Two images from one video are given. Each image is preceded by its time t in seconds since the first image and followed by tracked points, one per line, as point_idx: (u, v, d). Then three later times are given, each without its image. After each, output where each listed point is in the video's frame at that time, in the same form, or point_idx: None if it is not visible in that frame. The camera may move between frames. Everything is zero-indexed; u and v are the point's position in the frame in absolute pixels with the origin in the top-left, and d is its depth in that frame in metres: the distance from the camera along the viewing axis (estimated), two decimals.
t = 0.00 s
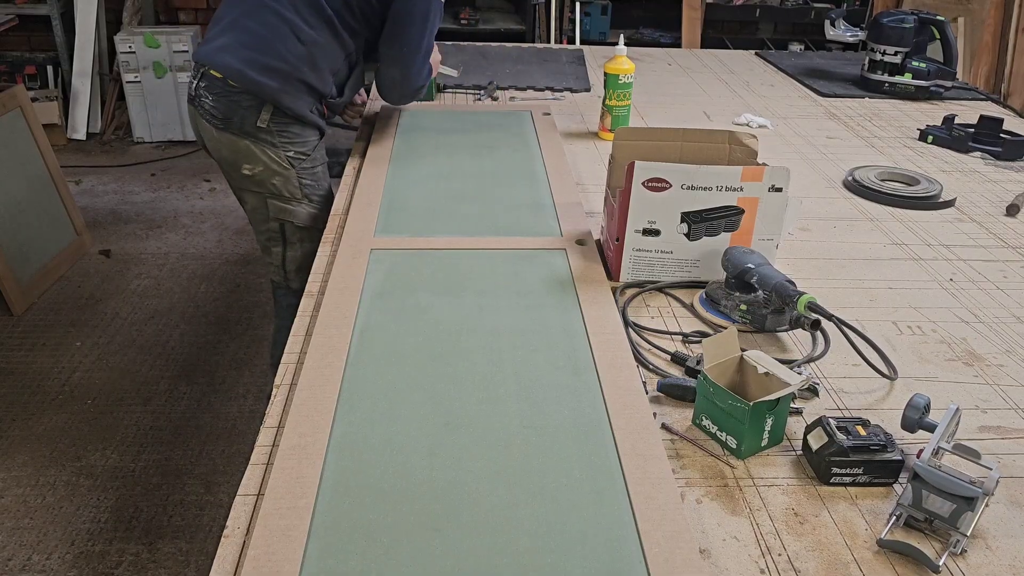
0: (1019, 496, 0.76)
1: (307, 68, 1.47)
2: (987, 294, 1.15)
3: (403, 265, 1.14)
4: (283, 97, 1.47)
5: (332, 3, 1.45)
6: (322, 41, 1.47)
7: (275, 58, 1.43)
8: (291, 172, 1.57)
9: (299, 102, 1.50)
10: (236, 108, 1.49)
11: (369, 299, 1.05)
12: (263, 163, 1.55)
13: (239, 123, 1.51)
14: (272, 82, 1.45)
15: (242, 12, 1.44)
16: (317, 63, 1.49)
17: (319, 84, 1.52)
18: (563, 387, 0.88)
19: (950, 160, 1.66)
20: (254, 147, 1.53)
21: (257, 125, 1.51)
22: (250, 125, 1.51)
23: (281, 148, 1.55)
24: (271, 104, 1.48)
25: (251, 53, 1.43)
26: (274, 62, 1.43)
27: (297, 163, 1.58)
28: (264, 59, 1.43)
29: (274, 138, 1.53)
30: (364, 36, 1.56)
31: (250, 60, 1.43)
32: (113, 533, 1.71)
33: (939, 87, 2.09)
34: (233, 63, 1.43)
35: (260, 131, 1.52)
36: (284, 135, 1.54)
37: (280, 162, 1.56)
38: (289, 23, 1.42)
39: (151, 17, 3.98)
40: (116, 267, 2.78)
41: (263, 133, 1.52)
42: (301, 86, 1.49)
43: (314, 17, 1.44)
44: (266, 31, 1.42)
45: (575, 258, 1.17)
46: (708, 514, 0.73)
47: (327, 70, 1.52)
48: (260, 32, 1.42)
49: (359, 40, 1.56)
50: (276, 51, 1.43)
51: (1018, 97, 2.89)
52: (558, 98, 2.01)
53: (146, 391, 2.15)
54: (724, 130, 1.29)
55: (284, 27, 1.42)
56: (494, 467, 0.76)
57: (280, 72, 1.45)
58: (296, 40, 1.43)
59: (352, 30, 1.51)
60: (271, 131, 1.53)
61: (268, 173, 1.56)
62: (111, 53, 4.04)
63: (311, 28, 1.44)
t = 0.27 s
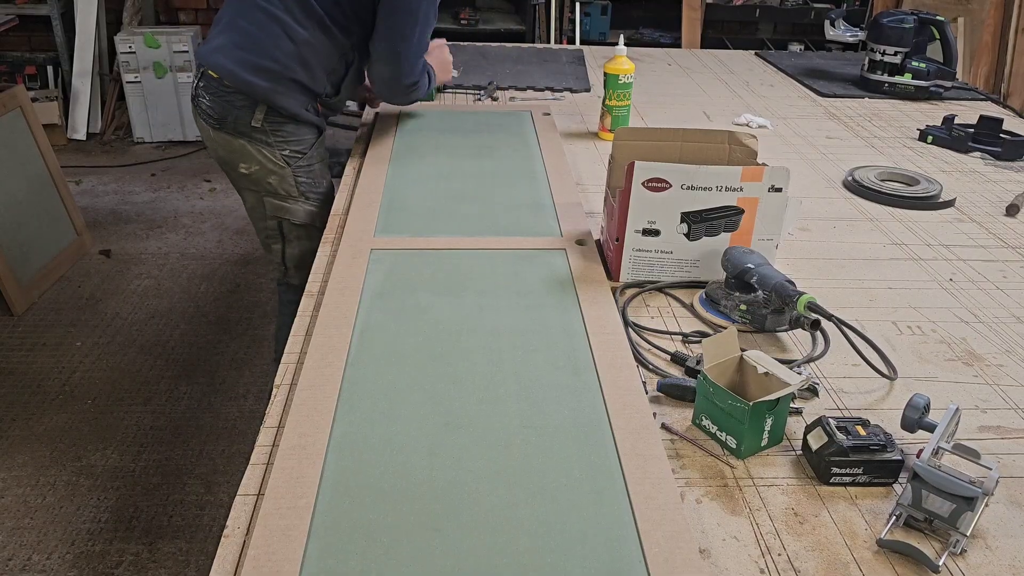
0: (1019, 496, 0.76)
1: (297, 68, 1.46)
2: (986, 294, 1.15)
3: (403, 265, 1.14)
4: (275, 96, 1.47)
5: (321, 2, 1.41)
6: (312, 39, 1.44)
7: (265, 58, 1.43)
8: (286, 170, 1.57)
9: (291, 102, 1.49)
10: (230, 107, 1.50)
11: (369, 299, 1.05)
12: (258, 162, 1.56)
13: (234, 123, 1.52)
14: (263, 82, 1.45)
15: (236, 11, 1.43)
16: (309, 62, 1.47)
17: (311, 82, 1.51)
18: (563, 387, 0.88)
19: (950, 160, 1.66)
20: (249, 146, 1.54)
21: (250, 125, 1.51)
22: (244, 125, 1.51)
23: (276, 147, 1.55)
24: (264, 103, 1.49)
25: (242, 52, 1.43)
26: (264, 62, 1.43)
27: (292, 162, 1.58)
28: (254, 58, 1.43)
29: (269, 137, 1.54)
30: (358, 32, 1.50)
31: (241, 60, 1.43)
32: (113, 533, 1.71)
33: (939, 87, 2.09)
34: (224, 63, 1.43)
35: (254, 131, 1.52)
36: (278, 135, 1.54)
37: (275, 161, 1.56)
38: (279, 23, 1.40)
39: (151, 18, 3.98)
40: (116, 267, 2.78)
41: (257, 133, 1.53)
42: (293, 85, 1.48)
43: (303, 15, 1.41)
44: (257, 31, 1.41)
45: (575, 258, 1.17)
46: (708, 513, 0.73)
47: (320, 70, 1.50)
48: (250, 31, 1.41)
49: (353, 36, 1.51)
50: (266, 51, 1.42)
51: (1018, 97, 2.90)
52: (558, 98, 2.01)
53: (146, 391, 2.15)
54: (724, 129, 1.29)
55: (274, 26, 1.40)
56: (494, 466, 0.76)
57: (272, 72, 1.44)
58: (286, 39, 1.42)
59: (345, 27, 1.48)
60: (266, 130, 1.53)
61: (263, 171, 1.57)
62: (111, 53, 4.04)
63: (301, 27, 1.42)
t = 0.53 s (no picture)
0: (1019, 496, 0.76)
1: (285, 64, 1.44)
2: (987, 294, 1.15)
3: (403, 265, 1.14)
4: (264, 92, 1.47)
5: None
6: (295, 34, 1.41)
7: (252, 56, 1.43)
8: (287, 167, 1.57)
9: (280, 98, 1.49)
10: (227, 107, 1.51)
11: (369, 299, 1.05)
12: (258, 160, 1.56)
13: (231, 122, 1.52)
14: (252, 79, 1.45)
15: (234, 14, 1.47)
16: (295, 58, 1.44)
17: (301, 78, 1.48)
18: (563, 387, 0.88)
19: (950, 160, 1.66)
20: (248, 145, 1.54)
21: (247, 123, 1.51)
22: (240, 123, 1.51)
23: (274, 143, 1.54)
24: (257, 101, 1.49)
25: (234, 51, 1.45)
26: (252, 59, 1.44)
27: (292, 158, 1.57)
28: (243, 56, 1.44)
29: (266, 134, 1.53)
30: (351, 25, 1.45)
31: (233, 59, 1.46)
32: (113, 533, 1.71)
33: (939, 87, 2.09)
34: (221, 63, 1.48)
35: (252, 129, 1.52)
36: (276, 131, 1.53)
37: (274, 158, 1.56)
38: (263, 19, 1.40)
39: (151, 18, 3.98)
40: (116, 267, 2.78)
41: (255, 130, 1.52)
42: (283, 81, 1.47)
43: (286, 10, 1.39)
44: (245, 30, 1.43)
45: (574, 258, 1.17)
46: (708, 514, 0.73)
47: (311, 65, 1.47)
48: (240, 29, 1.43)
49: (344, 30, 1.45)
50: (252, 49, 1.43)
51: (1018, 97, 2.90)
52: (558, 98, 2.01)
53: (146, 391, 2.15)
54: (724, 129, 1.29)
55: (258, 23, 1.41)
56: (494, 466, 0.76)
57: (259, 69, 1.45)
58: (270, 36, 1.41)
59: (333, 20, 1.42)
60: (262, 127, 1.52)
61: (264, 168, 1.57)
62: (111, 53, 4.04)
63: (284, 22, 1.39)
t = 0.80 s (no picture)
0: (1018, 496, 0.76)
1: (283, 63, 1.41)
2: (986, 294, 1.15)
3: (402, 265, 1.14)
4: (261, 94, 1.45)
5: None
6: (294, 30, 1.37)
7: (249, 56, 1.42)
8: (278, 175, 1.55)
9: (275, 100, 1.46)
10: (226, 107, 1.50)
11: (369, 299, 1.05)
12: (250, 163, 1.55)
13: (229, 122, 1.51)
14: (249, 80, 1.44)
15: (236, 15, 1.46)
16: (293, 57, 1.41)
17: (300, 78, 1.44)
18: (563, 387, 0.88)
19: (950, 160, 1.66)
20: (244, 146, 1.53)
21: (243, 125, 1.49)
22: (238, 125, 1.50)
23: (268, 150, 1.52)
24: (253, 104, 1.47)
25: (233, 52, 1.44)
26: (249, 60, 1.42)
27: (284, 166, 1.54)
28: (240, 57, 1.43)
29: (261, 139, 1.51)
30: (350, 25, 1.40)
31: (233, 60, 1.45)
32: (113, 533, 1.71)
33: (939, 87, 2.09)
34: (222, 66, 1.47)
35: (247, 131, 1.50)
36: (271, 137, 1.51)
37: (266, 164, 1.54)
38: (259, 18, 1.38)
39: (151, 18, 3.98)
40: (116, 267, 2.78)
41: (251, 133, 1.50)
42: (279, 82, 1.44)
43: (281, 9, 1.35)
44: (243, 31, 1.42)
45: (574, 258, 1.17)
46: (708, 514, 0.73)
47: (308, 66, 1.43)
48: (240, 31, 1.43)
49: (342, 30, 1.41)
50: (249, 50, 1.41)
51: (1018, 97, 2.89)
52: (558, 98, 2.01)
53: (146, 390, 2.15)
54: (724, 129, 1.29)
55: (255, 23, 1.38)
56: (494, 466, 0.76)
57: (255, 70, 1.42)
58: (266, 36, 1.38)
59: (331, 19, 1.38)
60: (258, 131, 1.50)
61: (256, 172, 1.56)
62: (111, 53, 4.04)
63: (279, 22, 1.36)
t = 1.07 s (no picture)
0: (1019, 496, 0.76)
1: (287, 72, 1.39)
2: (987, 294, 1.14)
3: (402, 265, 1.14)
4: (264, 102, 1.44)
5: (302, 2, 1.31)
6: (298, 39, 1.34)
7: (253, 64, 1.40)
8: (282, 185, 1.54)
9: (281, 109, 1.45)
10: (232, 114, 1.50)
11: (369, 299, 1.05)
12: (255, 172, 1.54)
13: (235, 129, 1.51)
14: (253, 88, 1.43)
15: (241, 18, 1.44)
16: (297, 66, 1.38)
17: (304, 86, 1.42)
18: (564, 387, 0.88)
19: (950, 160, 1.66)
20: (249, 155, 1.52)
21: (250, 134, 1.49)
22: (244, 133, 1.50)
23: (274, 159, 1.51)
24: (260, 113, 1.46)
25: (237, 59, 1.43)
26: (253, 69, 1.41)
27: (290, 178, 1.53)
28: (244, 64, 1.42)
29: (267, 148, 1.50)
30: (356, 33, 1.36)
31: (237, 66, 1.44)
32: (113, 533, 1.70)
33: (939, 86, 2.09)
34: (228, 72, 1.47)
35: (254, 140, 1.50)
36: (277, 146, 1.50)
37: (271, 174, 1.53)
38: (264, 27, 1.36)
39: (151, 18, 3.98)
40: (116, 267, 2.78)
41: (257, 142, 1.50)
42: (284, 92, 1.43)
43: (285, 19, 1.33)
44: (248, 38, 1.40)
45: (574, 258, 1.17)
46: (708, 514, 0.73)
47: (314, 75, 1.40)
48: (245, 37, 1.41)
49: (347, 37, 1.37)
50: (253, 58, 1.40)
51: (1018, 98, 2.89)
52: (558, 98, 2.00)
53: (146, 390, 2.15)
54: (724, 130, 1.29)
55: (260, 31, 1.36)
56: (494, 466, 0.76)
57: (259, 79, 1.41)
58: (270, 46, 1.36)
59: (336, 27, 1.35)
60: (265, 141, 1.49)
61: (261, 181, 1.55)
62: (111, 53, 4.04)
63: (283, 32, 1.34)
